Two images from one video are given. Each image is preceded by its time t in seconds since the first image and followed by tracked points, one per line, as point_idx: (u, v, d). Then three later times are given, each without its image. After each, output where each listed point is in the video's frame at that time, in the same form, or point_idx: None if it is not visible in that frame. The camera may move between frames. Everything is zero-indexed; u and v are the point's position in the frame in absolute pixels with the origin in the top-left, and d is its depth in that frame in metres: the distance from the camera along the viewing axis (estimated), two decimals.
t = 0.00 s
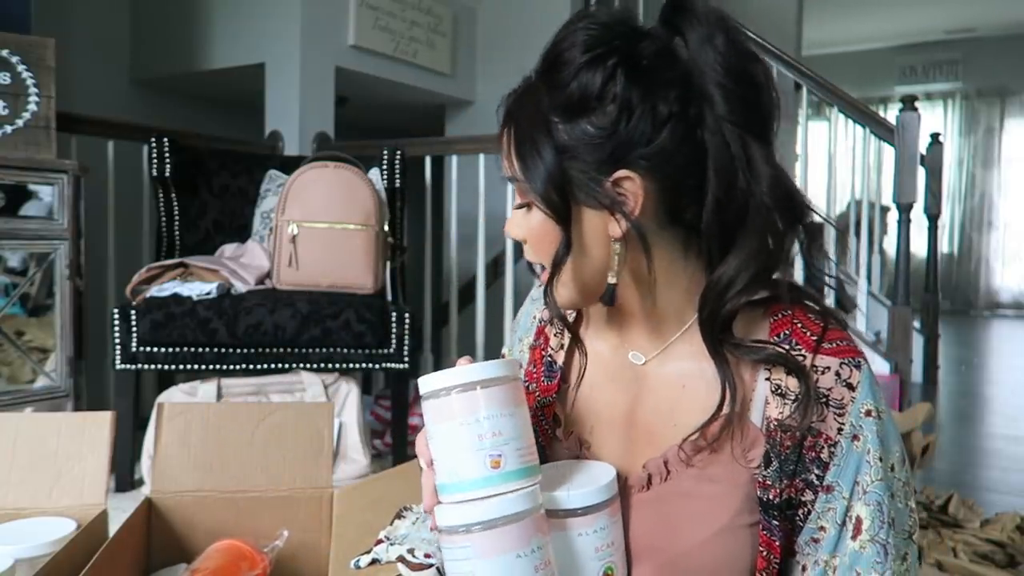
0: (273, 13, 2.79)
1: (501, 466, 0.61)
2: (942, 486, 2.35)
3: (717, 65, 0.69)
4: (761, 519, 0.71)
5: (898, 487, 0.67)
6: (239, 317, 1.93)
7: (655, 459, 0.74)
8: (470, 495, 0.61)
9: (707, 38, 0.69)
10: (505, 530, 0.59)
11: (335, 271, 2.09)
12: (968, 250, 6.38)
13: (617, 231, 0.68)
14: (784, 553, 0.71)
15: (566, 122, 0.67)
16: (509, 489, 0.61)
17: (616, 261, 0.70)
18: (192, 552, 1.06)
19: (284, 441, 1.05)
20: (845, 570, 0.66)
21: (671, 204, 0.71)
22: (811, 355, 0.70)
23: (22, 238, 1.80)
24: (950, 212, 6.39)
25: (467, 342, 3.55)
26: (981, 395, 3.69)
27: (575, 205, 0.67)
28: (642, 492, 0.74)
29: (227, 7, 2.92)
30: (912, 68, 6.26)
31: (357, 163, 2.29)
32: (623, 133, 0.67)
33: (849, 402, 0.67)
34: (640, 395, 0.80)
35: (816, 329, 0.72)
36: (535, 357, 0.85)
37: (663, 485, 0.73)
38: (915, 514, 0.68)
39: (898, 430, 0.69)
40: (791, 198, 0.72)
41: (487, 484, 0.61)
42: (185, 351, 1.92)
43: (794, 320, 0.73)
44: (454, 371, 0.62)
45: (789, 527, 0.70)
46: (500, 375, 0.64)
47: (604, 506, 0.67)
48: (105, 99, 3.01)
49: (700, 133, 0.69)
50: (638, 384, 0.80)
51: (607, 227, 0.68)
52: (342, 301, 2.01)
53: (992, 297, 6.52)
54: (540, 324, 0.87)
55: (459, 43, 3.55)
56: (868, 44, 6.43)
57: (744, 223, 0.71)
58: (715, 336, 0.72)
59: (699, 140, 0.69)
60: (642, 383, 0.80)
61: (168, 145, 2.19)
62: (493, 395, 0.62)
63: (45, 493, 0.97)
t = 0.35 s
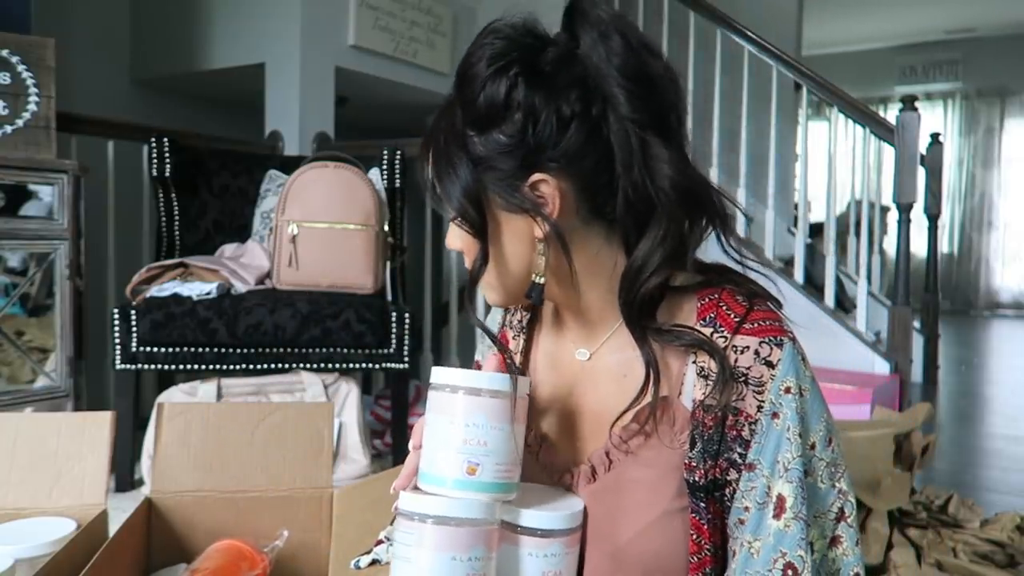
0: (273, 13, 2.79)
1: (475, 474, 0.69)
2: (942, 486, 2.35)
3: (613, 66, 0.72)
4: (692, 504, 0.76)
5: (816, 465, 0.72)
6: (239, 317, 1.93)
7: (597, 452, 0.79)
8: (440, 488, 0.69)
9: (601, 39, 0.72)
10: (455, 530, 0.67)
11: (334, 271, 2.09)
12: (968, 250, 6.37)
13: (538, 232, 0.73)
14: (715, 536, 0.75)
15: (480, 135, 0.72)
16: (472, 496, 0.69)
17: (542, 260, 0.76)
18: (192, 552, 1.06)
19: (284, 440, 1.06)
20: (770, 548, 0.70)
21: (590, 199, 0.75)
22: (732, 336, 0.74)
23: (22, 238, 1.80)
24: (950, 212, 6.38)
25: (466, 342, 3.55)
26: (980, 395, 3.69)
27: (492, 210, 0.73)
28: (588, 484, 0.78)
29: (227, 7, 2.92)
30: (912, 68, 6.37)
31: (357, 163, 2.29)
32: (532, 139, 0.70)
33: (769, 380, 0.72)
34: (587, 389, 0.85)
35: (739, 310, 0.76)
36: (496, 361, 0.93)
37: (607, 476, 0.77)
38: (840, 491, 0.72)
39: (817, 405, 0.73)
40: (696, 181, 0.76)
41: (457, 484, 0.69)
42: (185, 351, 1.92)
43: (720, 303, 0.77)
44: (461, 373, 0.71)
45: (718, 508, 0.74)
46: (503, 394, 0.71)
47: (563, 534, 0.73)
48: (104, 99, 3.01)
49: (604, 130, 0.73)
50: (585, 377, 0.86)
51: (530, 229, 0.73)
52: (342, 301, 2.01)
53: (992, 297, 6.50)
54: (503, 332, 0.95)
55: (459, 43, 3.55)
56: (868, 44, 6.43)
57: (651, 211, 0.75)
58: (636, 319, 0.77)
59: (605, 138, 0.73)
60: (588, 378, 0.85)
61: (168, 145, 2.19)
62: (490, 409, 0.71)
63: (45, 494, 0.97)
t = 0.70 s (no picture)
0: (273, 13, 2.79)
1: (495, 479, 0.72)
2: (942, 486, 2.35)
3: (584, 67, 0.72)
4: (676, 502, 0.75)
5: (798, 462, 0.71)
6: (239, 317, 1.93)
7: (585, 451, 0.79)
8: (459, 491, 0.72)
9: (570, 41, 0.72)
10: (449, 531, 0.67)
11: (333, 271, 2.09)
12: (968, 250, 6.37)
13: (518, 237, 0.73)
14: (701, 535, 0.74)
15: (457, 143, 0.72)
16: (489, 500, 0.71)
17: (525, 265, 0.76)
18: (192, 552, 1.06)
19: (284, 440, 1.06)
20: (757, 546, 0.69)
21: (569, 200, 0.75)
22: (711, 333, 0.74)
23: (22, 238, 1.80)
24: (950, 212, 6.39)
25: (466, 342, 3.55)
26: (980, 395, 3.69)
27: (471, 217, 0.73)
28: (576, 485, 0.79)
29: (227, 7, 2.92)
30: (912, 68, 6.38)
31: (357, 163, 2.29)
32: (508, 143, 0.71)
33: (750, 377, 0.71)
34: (573, 391, 0.85)
35: (719, 308, 0.75)
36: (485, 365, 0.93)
37: (594, 474, 0.77)
38: (824, 489, 0.71)
39: (801, 400, 0.72)
40: (671, 180, 0.75)
41: (476, 488, 0.72)
42: (186, 351, 1.92)
43: (700, 300, 0.77)
44: (478, 381, 0.73)
45: (701, 506, 0.74)
46: (523, 404, 0.73)
47: (553, 534, 0.74)
48: (104, 99, 3.01)
49: (579, 132, 0.72)
50: (572, 378, 0.86)
51: (513, 233, 0.73)
52: (342, 301, 2.01)
53: (992, 297, 6.51)
54: (490, 333, 0.95)
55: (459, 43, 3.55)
56: (868, 44, 6.44)
57: (627, 211, 0.75)
58: (618, 319, 0.77)
59: (579, 139, 0.72)
60: (575, 379, 0.85)
61: (168, 145, 2.19)
62: (507, 417, 0.72)
63: (45, 494, 0.97)
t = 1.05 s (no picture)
0: (273, 13, 2.79)
1: (510, 480, 0.72)
2: (942, 486, 2.35)
3: (602, 65, 0.71)
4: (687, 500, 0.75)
5: (810, 457, 0.71)
6: (239, 317, 1.93)
7: (592, 451, 0.79)
8: (475, 489, 0.73)
9: (588, 40, 0.72)
10: (460, 531, 0.68)
11: (333, 271, 2.09)
12: (969, 250, 6.38)
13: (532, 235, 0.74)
14: (712, 534, 0.74)
15: (471, 138, 0.72)
16: (505, 500, 0.72)
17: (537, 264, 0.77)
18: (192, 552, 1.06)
19: (284, 441, 1.06)
20: (770, 541, 0.69)
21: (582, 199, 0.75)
22: (722, 330, 0.75)
23: (22, 239, 1.80)
24: (950, 212, 6.39)
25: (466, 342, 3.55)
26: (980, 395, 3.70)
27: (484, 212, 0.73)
28: (582, 485, 0.78)
29: (228, 7, 2.92)
30: (912, 68, 6.38)
31: (357, 163, 2.29)
32: (525, 140, 0.71)
33: (761, 371, 0.72)
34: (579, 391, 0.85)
35: (728, 305, 0.76)
36: (487, 362, 0.91)
37: (602, 474, 0.77)
38: (836, 484, 0.72)
39: (812, 396, 0.73)
40: (684, 181, 0.75)
41: (492, 488, 0.72)
42: (185, 351, 1.92)
43: (709, 298, 0.78)
44: (498, 382, 0.73)
45: (713, 504, 0.74)
46: (543, 405, 0.74)
47: (562, 534, 0.73)
48: (104, 98, 3.01)
49: (595, 131, 0.72)
50: (578, 377, 0.85)
51: (526, 230, 0.74)
52: (342, 301, 2.02)
53: (992, 297, 6.51)
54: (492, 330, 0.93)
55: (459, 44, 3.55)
56: (868, 44, 6.44)
57: (641, 212, 0.75)
58: (625, 319, 0.77)
59: (595, 138, 0.72)
60: (581, 379, 0.85)
61: (168, 145, 2.19)
62: (525, 418, 0.73)
63: (45, 494, 0.97)
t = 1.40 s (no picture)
0: (273, 13, 2.79)
1: (507, 486, 0.72)
2: (942, 486, 2.35)
3: (620, 64, 0.72)
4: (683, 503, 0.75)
5: (810, 460, 0.72)
6: (239, 317, 1.93)
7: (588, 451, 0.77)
8: (473, 498, 0.72)
9: (608, 37, 0.72)
10: (454, 540, 0.68)
11: (333, 271, 2.09)
12: (969, 250, 6.38)
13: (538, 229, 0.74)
14: (710, 537, 0.75)
15: (484, 126, 0.72)
16: (503, 505, 0.72)
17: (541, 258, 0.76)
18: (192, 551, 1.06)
19: (284, 441, 1.06)
20: (766, 545, 0.70)
21: (590, 196, 0.75)
22: (722, 333, 0.74)
23: (22, 239, 1.80)
24: (950, 212, 6.40)
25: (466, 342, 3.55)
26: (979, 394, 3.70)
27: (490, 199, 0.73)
28: (578, 485, 0.77)
29: (228, 7, 2.92)
30: (912, 68, 6.38)
31: (357, 163, 2.29)
32: (539, 132, 0.71)
33: (761, 376, 0.72)
34: (577, 388, 0.84)
35: (728, 306, 0.76)
36: (486, 357, 0.93)
37: (598, 475, 0.76)
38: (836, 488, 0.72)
39: (811, 400, 0.73)
40: (695, 183, 0.76)
41: (491, 494, 0.72)
42: (186, 351, 1.92)
43: (709, 299, 0.77)
44: (493, 390, 0.73)
45: (712, 507, 0.74)
46: (537, 409, 0.73)
47: (559, 537, 0.73)
48: (104, 98, 3.01)
49: (609, 128, 0.73)
50: (575, 376, 0.85)
51: (532, 223, 0.73)
52: (342, 301, 2.01)
53: (992, 297, 6.51)
54: (489, 325, 0.94)
55: (459, 44, 3.55)
56: (868, 44, 6.44)
57: (649, 210, 0.76)
58: (625, 316, 0.77)
59: (609, 135, 0.73)
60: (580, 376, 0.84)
61: (167, 145, 2.19)
62: (520, 423, 0.72)
63: (45, 493, 0.97)
